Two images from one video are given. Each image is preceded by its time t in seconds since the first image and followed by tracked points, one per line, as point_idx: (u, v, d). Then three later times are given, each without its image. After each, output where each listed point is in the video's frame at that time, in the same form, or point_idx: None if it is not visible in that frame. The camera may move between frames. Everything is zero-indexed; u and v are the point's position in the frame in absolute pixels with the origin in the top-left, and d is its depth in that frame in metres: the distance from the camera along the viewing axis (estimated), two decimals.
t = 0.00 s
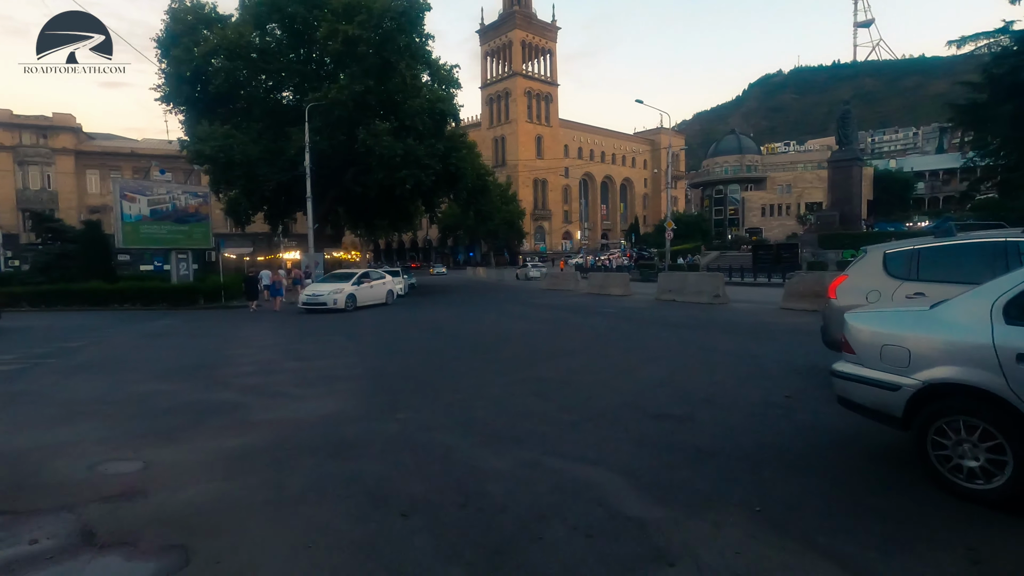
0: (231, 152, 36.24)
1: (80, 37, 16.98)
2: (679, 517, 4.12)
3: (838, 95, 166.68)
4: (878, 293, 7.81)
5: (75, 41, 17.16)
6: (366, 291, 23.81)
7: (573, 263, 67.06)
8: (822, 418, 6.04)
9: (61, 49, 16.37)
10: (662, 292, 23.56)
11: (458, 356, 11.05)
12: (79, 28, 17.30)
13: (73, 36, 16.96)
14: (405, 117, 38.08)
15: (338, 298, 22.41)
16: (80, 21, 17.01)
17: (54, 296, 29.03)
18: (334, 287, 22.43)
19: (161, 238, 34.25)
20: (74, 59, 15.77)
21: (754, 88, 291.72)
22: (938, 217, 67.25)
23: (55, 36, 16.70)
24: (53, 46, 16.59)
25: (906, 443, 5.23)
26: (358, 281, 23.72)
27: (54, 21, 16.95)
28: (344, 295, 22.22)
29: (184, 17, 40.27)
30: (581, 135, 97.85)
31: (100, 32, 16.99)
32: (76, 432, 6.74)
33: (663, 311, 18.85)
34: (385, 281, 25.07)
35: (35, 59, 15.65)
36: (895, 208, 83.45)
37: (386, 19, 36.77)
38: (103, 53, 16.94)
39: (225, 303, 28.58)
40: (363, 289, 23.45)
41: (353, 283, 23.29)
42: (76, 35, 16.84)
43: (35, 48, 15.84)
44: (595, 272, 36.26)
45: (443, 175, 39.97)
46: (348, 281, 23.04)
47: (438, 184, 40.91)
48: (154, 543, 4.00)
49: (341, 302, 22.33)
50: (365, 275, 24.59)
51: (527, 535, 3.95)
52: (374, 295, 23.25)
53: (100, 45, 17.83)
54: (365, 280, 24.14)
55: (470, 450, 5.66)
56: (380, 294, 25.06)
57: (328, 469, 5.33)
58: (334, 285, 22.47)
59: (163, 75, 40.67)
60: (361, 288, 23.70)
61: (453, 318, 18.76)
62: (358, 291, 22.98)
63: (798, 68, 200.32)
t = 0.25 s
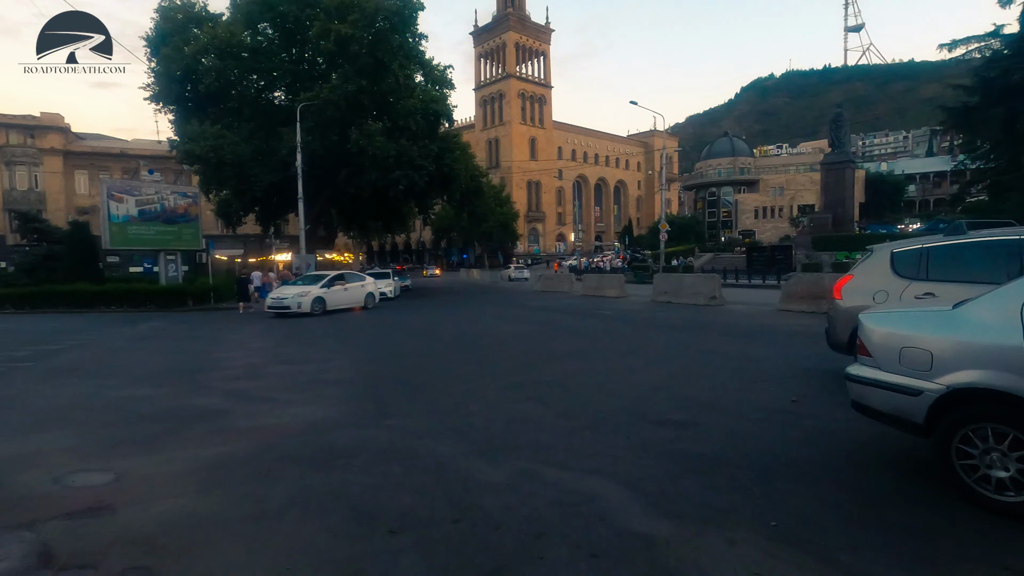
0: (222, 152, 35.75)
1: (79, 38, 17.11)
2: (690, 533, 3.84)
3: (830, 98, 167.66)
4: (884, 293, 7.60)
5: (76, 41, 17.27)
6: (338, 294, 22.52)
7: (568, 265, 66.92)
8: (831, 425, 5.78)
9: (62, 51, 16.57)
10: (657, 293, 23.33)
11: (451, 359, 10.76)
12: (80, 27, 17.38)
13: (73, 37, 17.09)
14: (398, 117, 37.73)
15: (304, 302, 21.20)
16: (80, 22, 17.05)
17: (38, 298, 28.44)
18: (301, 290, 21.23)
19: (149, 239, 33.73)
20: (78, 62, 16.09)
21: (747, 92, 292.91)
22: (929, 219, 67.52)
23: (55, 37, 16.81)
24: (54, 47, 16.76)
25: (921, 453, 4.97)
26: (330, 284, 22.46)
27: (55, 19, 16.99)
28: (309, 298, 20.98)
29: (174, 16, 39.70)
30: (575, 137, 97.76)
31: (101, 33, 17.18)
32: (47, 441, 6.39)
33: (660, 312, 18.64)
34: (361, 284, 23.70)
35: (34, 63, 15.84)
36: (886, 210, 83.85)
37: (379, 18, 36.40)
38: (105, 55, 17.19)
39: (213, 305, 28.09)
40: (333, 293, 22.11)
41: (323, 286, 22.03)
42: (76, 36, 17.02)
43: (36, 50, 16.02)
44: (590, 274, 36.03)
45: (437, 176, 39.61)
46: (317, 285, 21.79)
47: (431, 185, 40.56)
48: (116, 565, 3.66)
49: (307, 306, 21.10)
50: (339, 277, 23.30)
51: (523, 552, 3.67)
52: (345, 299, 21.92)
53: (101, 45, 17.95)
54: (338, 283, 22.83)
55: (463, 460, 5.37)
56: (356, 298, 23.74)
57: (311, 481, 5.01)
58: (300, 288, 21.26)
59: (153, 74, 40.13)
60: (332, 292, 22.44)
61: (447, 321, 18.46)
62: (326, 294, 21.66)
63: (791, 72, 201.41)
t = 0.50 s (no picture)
0: (214, 151, 35.25)
1: (79, 38, 17.22)
2: (706, 552, 3.54)
3: (824, 99, 167.99)
4: (897, 293, 7.28)
5: (75, 41, 17.33)
6: (306, 296, 21.01)
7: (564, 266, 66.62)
8: (848, 432, 5.47)
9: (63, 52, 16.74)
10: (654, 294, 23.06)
11: (446, 362, 10.42)
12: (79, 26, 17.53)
13: (72, 37, 17.15)
14: (393, 117, 37.33)
15: (264, 305, 19.83)
16: (80, 22, 17.12)
17: (26, 299, 27.89)
18: (262, 293, 19.89)
19: (140, 239, 33.21)
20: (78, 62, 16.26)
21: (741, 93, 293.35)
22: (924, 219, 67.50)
23: (55, 37, 16.88)
24: (54, 48, 16.86)
25: (948, 462, 4.67)
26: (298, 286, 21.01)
27: (54, 19, 17.01)
28: (268, 301, 19.57)
29: (166, 13, 39.16)
30: (571, 137, 97.48)
31: (101, 34, 17.33)
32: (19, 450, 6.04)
33: (659, 313, 18.36)
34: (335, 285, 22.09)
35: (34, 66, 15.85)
36: (882, 210, 83.90)
37: (374, 17, 35.98)
38: (104, 52, 17.40)
39: (206, 307, 27.66)
40: (299, 296, 20.61)
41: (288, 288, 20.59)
42: (76, 36, 17.10)
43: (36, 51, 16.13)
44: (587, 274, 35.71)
45: (432, 175, 39.22)
46: (281, 287, 20.36)
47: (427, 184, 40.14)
48: None
49: (267, 309, 19.72)
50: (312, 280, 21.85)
51: None
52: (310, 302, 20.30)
53: (99, 44, 18.05)
54: (307, 285, 21.31)
55: (459, 471, 5.04)
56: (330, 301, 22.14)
57: (295, 495, 4.67)
58: (261, 291, 19.94)
59: (145, 72, 39.56)
60: (300, 294, 20.96)
61: (442, 322, 18.10)
62: (290, 298, 20.14)
63: (785, 72, 201.77)
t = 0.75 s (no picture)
0: (198, 148, 34.56)
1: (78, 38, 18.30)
2: None
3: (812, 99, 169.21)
4: (900, 294, 7.07)
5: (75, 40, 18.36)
6: (257, 299, 19.66)
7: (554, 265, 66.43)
8: (852, 441, 5.28)
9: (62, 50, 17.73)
10: (644, 294, 22.92)
11: (435, 366, 10.16)
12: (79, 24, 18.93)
13: (72, 37, 18.20)
14: (381, 115, 36.87)
15: (208, 309, 18.76)
16: (80, 22, 18.20)
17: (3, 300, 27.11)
18: (206, 296, 18.85)
19: (122, 238, 32.44)
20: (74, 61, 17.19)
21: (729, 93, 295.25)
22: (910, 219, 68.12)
23: (56, 37, 17.94)
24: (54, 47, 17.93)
25: (962, 477, 4.44)
26: (250, 287, 19.75)
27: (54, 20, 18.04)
28: (207, 305, 18.46)
29: (148, 8, 38.33)
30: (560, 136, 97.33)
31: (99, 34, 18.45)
32: None
33: (650, 313, 18.20)
34: (292, 286, 20.52)
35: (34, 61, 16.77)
36: (868, 210, 84.62)
37: (362, 13, 35.47)
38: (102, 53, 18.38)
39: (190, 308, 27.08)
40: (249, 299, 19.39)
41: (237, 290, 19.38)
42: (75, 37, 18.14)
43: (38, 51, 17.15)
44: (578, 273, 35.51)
45: (421, 174, 38.76)
46: (230, 289, 19.19)
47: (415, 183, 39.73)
48: None
49: (209, 313, 18.63)
50: (272, 280, 20.56)
51: None
52: (257, 304, 18.89)
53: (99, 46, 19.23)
54: (262, 287, 20.01)
55: (446, 484, 4.77)
56: (289, 302, 20.60)
57: (271, 513, 4.37)
58: (207, 293, 18.88)
59: (127, 68, 38.72)
60: (253, 296, 19.73)
61: (431, 323, 17.83)
62: (237, 302, 18.96)
63: (773, 72, 202.93)
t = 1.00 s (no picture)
0: (170, 140, 33.45)
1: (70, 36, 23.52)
2: None
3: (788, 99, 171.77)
4: (889, 286, 6.94)
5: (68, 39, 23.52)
6: (188, 296, 17.98)
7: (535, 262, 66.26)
8: (842, 442, 5.16)
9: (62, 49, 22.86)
10: (626, 290, 22.85)
11: (416, 363, 9.90)
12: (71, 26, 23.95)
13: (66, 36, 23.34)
14: (360, 107, 36.13)
15: (130, 306, 17.25)
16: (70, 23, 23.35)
17: None
18: (130, 293, 17.34)
19: (90, 232, 31.18)
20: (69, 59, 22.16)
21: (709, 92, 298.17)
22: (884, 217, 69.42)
23: (53, 36, 22.92)
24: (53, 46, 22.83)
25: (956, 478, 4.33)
26: (182, 284, 18.10)
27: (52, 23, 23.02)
28: (126, 302, 16.92)
29: None
30: (542, 133, 97.15)
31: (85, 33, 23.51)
32: None
33: (633, 309, 18.12)
34: (231, 283, 18.70)
35: (39, 56, 21.58)
36: (843, 209, 86.09)
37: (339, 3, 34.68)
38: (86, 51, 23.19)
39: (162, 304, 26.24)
40: (176, 297, 17.71)
41: (167, 287, 17.78)
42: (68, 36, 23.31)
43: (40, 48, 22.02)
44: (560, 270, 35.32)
45: (402, 168, 38.12)
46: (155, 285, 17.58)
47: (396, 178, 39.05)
48: None
49: (130, 311, 17.09)
50: (210, 276, 18.80)
51: None
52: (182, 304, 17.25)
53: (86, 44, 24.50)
54: (197, 283, 18.31)
55: (425, 488, 4.52)
56: (228, 301, 18.78)
57: (234, 520, 4.07)
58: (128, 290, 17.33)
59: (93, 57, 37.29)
60: (184, 293, 18.02)
61: (412, 320, 17.49)
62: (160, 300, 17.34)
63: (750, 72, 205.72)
